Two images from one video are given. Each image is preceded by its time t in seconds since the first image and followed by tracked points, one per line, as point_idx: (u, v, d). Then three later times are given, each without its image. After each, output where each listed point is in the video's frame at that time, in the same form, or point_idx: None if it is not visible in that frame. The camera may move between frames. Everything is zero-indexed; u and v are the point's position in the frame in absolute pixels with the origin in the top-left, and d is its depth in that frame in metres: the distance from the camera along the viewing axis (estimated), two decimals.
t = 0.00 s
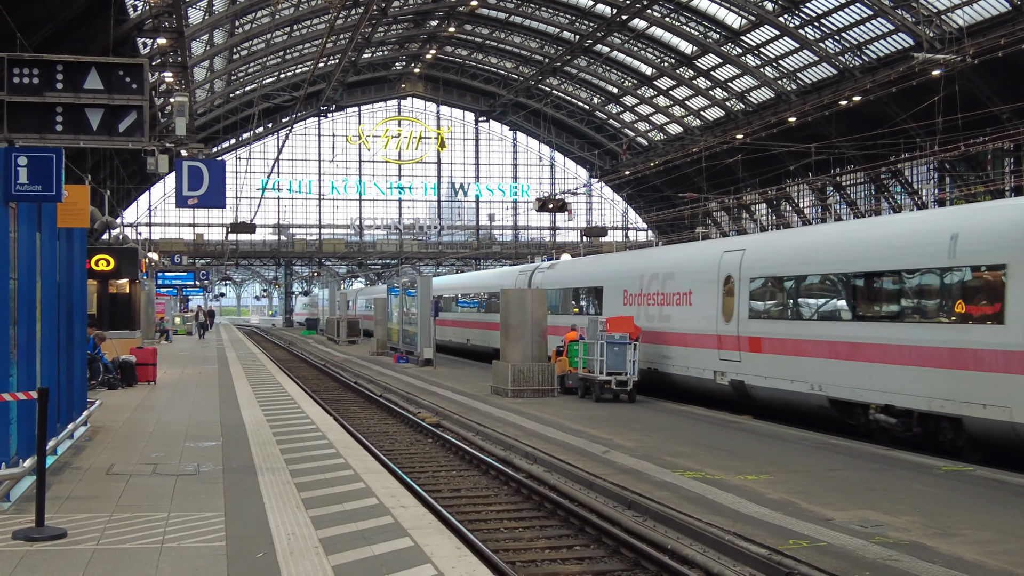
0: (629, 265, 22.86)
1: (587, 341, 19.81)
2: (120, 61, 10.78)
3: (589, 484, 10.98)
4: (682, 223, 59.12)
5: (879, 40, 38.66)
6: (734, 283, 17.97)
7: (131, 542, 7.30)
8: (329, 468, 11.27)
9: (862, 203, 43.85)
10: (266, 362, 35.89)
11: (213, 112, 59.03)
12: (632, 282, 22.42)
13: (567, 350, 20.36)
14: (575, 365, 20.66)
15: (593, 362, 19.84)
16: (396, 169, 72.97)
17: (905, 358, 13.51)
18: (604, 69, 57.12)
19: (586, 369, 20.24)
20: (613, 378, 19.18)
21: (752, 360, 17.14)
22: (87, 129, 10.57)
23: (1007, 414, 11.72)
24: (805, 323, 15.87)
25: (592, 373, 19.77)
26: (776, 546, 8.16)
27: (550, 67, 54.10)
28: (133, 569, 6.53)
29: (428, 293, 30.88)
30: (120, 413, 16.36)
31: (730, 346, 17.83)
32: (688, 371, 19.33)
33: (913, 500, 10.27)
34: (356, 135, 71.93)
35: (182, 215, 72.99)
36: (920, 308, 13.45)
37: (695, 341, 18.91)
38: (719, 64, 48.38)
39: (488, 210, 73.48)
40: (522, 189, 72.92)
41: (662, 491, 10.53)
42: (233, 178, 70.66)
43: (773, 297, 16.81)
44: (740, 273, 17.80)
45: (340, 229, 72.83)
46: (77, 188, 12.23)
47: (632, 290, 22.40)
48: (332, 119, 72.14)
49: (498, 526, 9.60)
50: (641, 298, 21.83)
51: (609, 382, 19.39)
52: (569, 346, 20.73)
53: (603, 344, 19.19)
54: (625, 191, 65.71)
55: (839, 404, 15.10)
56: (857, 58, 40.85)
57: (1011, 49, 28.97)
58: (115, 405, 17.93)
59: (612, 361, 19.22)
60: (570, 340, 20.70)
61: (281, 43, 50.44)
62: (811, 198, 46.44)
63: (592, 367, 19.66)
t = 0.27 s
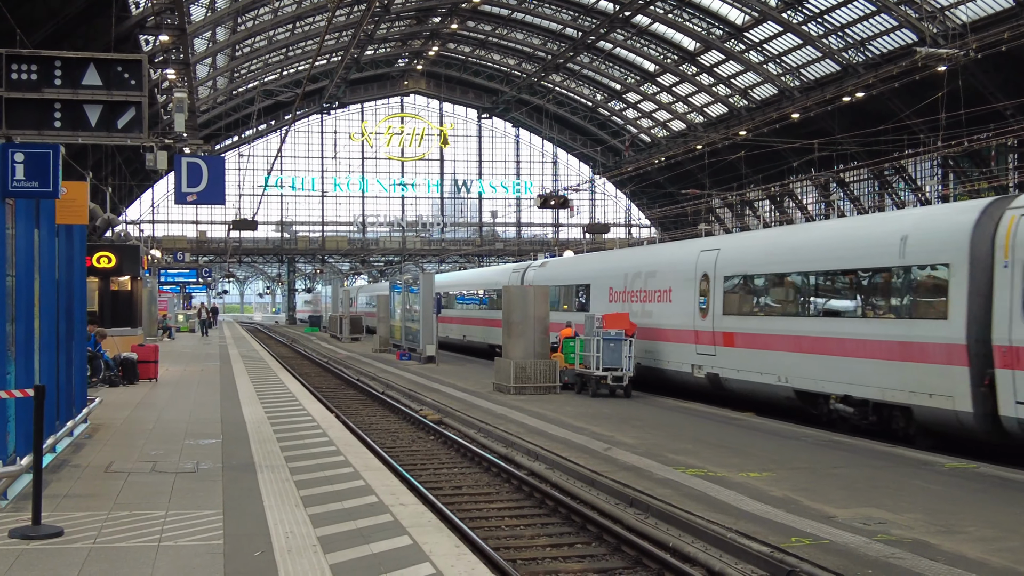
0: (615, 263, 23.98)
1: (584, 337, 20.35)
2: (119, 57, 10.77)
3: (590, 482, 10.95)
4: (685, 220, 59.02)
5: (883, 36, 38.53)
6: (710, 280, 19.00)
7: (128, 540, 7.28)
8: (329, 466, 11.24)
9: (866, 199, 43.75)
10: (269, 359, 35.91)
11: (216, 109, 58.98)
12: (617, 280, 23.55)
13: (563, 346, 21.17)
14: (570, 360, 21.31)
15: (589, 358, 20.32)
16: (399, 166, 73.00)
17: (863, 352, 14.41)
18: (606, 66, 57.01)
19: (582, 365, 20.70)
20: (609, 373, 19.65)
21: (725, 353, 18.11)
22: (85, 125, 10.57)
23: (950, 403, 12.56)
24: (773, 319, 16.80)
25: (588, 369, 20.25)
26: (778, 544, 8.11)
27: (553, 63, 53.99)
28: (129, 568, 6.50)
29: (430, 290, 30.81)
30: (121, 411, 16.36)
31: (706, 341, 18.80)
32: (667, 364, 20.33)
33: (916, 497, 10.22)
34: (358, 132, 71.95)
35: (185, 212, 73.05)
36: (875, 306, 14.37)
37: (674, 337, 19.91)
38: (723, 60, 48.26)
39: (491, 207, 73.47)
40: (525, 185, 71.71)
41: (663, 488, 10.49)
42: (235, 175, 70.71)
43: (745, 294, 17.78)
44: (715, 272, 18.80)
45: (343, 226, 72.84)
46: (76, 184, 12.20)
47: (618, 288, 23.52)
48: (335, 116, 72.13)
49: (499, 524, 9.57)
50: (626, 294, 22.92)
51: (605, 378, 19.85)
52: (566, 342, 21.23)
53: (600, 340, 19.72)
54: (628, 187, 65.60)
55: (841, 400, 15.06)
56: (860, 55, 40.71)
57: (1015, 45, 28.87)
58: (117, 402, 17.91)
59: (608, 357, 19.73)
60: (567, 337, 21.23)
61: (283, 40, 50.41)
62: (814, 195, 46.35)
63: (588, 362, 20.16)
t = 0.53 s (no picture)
0: (602, 261, 24.76)
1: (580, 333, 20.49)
2: (119, 52, 10.70)
3: (594, 478, 10.89)
4: (688, 216, 58.92)
5: (887, 32, 38.38)
6: (689, 278, 19.78)
7: (127, 538, 7.23)
8: (331, 463, 11.19)
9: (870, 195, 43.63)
10: (272, 356, 35.90)
11: (219, 106, 58.91)
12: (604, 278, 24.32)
13: (557, 342, 21.21)
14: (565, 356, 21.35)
15: (586, 353, 20.53)
16: (402, 163, 73.00)
17: (827, 345, 15.25)
18: (609, 62, 56.88)
19: (579, 360, 20.85)
20: (607, 369, 19.87)
21: (703, 348, 18.90)
22: (85, 120, 10.49)
23: (904, 391, 13.44)
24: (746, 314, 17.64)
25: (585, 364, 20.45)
26: (783, 541, 8.04)
27: (555, 59, 53.86)
28: (128, 565, 6.47)
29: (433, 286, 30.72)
30: (123, 408, 16.31)
31: (686, 336, 19.56)
32: (650, 359, 21.08)
33: (922, 494, 10.14)
34: (361, 129, 71.89)
35: (188, 209, 73.08)
36: (836, 302, 15.25)
37: (656, 331, 20.70)
38: (726, 56, 48.10)
39: (494, 204, 73.44)
40: (527, 181, 72.49)
41: (667, 486, 10.42)
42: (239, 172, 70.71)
43: (720, 291, 18.60)
44: (693, 269, 19.61)
45: (346, 223, 72.82)
46: (76, 180, 12.12)
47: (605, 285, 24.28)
48: (338, 112, 72.06)
49: (501, 521, 9.52)
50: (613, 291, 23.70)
51: (603, 373, 20.09)
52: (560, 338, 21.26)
53: (597, 336, 19.88)
54: (631, 184, 65.48)
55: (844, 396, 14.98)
56: (864, 50, 40.55)
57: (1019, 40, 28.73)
58: (119, 399, 17.89)
59: (606, 353, 19.93)
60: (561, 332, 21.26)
61: (285, 37, 50.34)
62: (818, 191, 46.23)
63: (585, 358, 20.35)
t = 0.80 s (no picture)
0: (593, 255, 25.53)
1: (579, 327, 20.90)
2: (124, 41, 10.54)
3: (602, 473, 10.80)
4: (693, 210, 58.76)
5: (893, 25, 38.17)
6: (675, 272, 20.59)
7: (135, 532, 7.16)
8: (339, 456, 11.13)
9: (875, 189, 43.48)
10: (277, 349, 35.86)
11: (223, 99, 58.76)
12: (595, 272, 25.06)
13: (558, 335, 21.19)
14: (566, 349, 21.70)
15: (586, 346, 20.92)
16: (406, 157, 72.92)
17: (803, 336, 16.10)
18: (614, 55, 56.65)
19: (578, 353, 21.26)
20: (606, 361, 20.25)
21: (688, 340, 19.69)
22: (91, 110, 10.41)
23: (872, 379, 14.31)
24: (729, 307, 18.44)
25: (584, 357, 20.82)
26: (796, 536, 7.95)
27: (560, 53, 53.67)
28: (136, 560, 6.40)
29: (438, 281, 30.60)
30: (128, 401, 16.26)
31: (672, 328, 20.36)
32: (638, 350, 21.86)
33: (933, 489, 10.04)
34: (366, 123, 71.74)
35: (192, 203, 73.05)
36: (811, 294, 16.07)
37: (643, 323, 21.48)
38: (731, 50, 47.90)
39: (498, 197, 73.35)
40: (531, 175, 73.03)
41: (677, 480, 10.34)
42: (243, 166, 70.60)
43: (705, 286, 19.39)
44: (679, 263, 20.40)
45: (350, 217, 72.73)
46: (80, 171, 11.98)
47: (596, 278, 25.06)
48: (342, 106, 71.90)
49: (510, 516, 9.44)
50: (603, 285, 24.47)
51: (602, 366, 20.44)
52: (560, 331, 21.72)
53: (597, 330, 20.26)
54: (636, 178, 65.30)
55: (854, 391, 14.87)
56: (870, 44, 40.33)
57: None
58: (124, 392, 17.85)
59: (605, 346, 20.31)
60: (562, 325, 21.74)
61: (290, 30, 50.18)
62: (823, 185, 46.08)
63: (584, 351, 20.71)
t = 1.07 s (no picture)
0: (586, 250, 26.26)
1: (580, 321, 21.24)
2: (135, 31, 10.52)
3: (615, 469, 10.70)
4: (700, 204, 58.54)
5: (901, 19, 37.93)
6: (664, 267, 21.34)
7: (148, 529, 7.07)
8: (352, 451, 11.03)
9: (882, 184, 43.28)
10: (283, 342, 35.80)
11: (228, 92, 58.58)
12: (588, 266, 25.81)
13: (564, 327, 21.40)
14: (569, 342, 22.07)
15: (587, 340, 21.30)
16: (411, 150, 72.78)
17: (780, 329, 16.85)
18: (621, 49, 56.35)
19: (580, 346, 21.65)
20: (608, 355, 20.64)
21: (676, 332, 20.45)
22: (101, 101, 10.33)
23: (840, 369, 15.12)
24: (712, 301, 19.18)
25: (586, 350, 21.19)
26: (814, 534, 7.84)
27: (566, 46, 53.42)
28: (150, 557, 6.30)
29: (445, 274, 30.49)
30: (136, 394, 16.19)
31: (661, 320, 21.11)
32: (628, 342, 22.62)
33: (950, 486, 9.92)
34: (371, 115, 71.57)
35: (198, 195, 72.99)
36: (788, 288, 16.78)
37: (632, 316, 22.23)
38: (738, 44, 47.66)
39: (504, 191, 73.24)
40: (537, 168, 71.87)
41: (690, 476, 10.23)
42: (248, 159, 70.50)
43: (691, 280, 20.12)
44: (667, 259, 21.17)
45: (355, 210, 72.60)
46: (90, 162, 11.92)
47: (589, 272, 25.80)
48: (348, 99, 71.69)
49: (524, 511, 9.35)
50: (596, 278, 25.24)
51: (604, 359, 20.82)
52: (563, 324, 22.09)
53: (599, 324, 20.65)
54: (642, 172, 65.06)
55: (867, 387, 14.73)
56: (878, 38, 40.06)
57: None
58: (132, 385, 17.80)
59: (607, 339, 20.70)
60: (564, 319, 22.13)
61: (297, 23, 50.02)
62: (830, 179, 45.88)
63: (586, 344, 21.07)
